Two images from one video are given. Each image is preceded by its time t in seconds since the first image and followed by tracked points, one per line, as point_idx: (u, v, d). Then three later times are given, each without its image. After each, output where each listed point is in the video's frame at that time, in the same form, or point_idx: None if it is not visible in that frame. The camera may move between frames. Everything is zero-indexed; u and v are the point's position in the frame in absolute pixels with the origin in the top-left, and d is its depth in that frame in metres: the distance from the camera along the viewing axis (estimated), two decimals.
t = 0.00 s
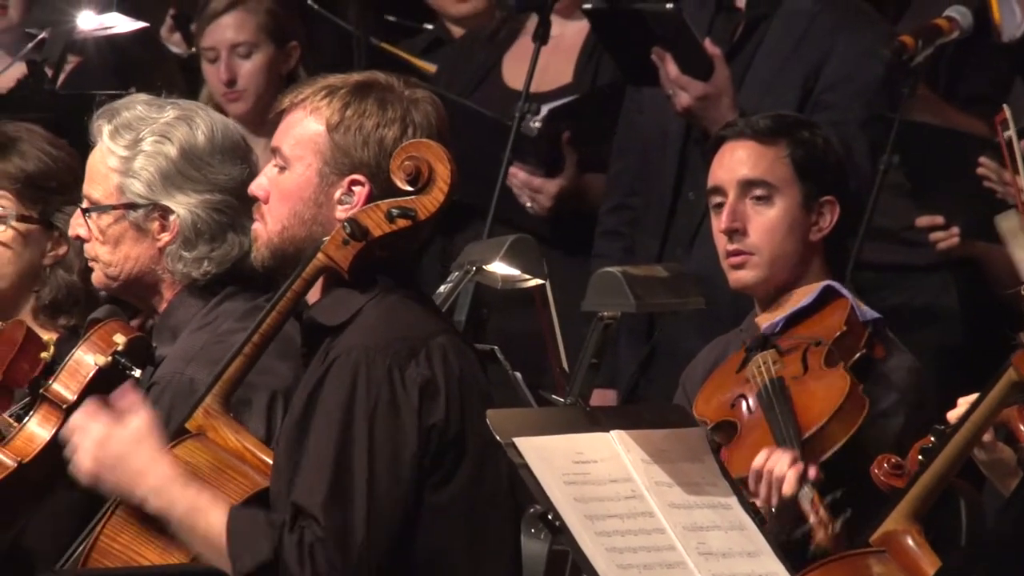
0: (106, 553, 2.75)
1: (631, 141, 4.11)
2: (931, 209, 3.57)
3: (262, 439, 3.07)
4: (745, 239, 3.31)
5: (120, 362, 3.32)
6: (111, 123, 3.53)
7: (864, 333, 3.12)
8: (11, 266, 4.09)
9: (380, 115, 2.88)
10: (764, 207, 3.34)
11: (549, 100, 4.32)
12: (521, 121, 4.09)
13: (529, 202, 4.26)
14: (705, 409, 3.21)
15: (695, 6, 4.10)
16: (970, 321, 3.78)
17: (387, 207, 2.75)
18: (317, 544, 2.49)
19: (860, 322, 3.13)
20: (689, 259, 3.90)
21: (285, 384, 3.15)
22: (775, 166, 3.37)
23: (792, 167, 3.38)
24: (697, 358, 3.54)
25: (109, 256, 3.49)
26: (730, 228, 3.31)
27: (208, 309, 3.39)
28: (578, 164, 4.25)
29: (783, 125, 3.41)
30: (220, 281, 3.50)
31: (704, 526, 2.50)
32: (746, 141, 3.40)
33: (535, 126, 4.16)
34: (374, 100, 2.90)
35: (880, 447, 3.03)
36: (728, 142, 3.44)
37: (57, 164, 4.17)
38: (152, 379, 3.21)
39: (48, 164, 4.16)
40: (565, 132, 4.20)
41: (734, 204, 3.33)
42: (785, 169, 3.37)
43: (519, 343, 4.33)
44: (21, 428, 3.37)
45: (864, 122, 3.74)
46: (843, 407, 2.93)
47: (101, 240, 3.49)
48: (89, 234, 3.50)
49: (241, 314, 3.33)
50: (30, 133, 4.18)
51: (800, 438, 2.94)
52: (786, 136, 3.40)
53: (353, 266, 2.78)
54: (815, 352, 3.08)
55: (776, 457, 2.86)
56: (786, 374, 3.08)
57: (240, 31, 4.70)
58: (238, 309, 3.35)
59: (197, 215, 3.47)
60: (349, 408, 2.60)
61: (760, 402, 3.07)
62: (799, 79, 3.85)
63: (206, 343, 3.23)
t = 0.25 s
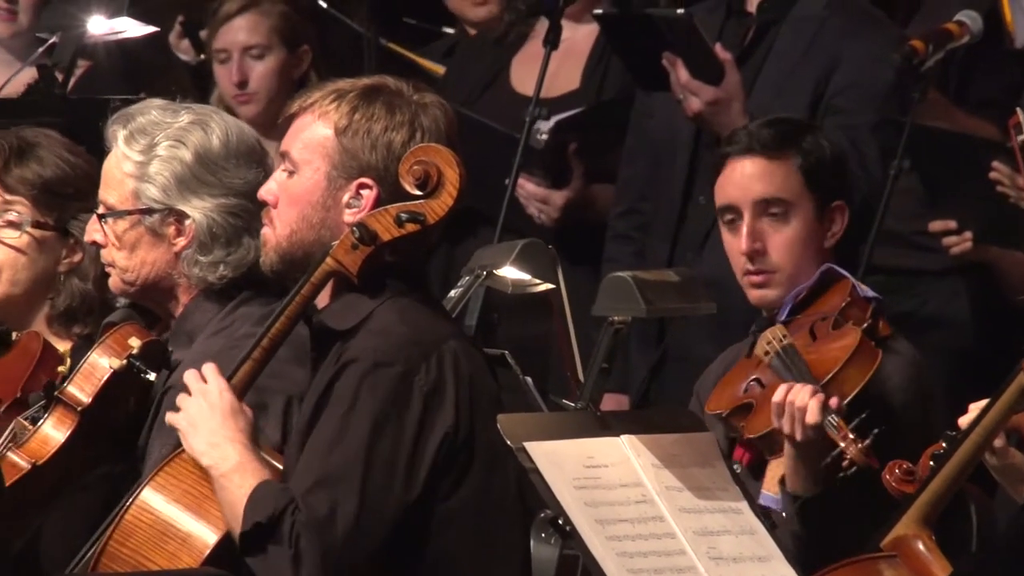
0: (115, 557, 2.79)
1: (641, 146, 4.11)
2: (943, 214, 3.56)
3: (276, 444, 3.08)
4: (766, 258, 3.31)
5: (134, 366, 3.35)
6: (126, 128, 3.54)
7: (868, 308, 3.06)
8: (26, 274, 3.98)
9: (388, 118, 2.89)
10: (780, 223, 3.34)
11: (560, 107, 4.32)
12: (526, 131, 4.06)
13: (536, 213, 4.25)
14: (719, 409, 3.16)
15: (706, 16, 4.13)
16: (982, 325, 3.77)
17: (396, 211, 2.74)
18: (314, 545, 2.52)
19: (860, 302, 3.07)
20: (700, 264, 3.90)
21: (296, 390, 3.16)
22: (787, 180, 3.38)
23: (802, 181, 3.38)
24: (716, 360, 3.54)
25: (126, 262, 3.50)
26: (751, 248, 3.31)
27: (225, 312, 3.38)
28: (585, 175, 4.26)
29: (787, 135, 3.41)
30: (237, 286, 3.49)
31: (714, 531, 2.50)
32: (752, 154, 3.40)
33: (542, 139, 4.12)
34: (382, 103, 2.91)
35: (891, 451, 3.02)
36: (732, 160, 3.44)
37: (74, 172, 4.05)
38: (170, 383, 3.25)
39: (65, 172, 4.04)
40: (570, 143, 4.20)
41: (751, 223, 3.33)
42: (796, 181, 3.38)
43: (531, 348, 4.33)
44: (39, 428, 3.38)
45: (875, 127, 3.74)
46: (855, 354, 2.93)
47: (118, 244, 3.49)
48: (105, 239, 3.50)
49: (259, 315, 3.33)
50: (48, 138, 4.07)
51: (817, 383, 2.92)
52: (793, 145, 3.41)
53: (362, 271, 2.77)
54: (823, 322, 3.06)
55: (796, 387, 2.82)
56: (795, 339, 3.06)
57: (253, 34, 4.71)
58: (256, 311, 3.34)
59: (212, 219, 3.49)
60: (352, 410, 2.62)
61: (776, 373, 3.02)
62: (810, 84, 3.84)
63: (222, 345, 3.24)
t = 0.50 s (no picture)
0: (124, 559, 2.82)
1: (652, 149, 4.11)
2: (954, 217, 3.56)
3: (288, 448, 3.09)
4: (785, 269, 3.31)
5: (152, 353, 3.39)
6: (150, 127, 3.58)
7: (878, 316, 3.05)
8: (38, 282, 3.92)
9: (396, 121, 2.88)
10: (793, 231, 3.35)
11: (571, 111, 4.32)
12: (540, 137, 4.02)
13: (548, 221, 4.25)
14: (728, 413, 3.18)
15: (717, 20, 4.13)
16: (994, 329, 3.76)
17: (404, 212, 2.74)
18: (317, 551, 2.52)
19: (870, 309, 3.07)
20: (711, 267, 3.90)
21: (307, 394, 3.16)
22: (799, 190, 3.39)
23: (812, 188, 3.40)
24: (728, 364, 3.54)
25: (146, 262, 3.51)
26: (770, 261, 3.31)
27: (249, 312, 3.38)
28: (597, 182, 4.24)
29: (787, 144, 3.42)
30: (259, 287, 3.47)
31: (726, 534, 2.50)
32: (759, 166, 3.41)
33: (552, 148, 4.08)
34: (391, 106, 2.90)
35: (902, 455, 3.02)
36: (738, 173, 3.44)
37: (86, 177, 4.01)
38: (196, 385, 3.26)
39: (77, 178, 4.00)
40: (581, 152, 4.17)
41: (766, 235, 3.33)
42: (807, 191, 3.39)
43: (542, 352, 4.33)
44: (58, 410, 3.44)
45: (886, 130, 3.73)
46: (859, 360, 2.94)
47: (138, 242, 3.51)
48: (127, 236, 3.53)
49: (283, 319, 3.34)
50: (60, 144, 4.03)
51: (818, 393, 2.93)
52: (799, 152, 3.42)
53: (370, 272, 2.77)
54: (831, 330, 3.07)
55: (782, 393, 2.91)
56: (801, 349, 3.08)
57: (264, 34, 4.71)
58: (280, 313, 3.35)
59: (232, 218, 3.49)
60: (358, 411, 2.61)
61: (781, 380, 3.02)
62: (822, 88, 3.83)
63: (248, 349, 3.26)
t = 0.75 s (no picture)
0: (130, 561, 2.81)
1: (662, 154, 4.11)
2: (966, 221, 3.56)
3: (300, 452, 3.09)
4: (795, 276, 3.31)
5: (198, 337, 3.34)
6: (177, 127, 3.59)
7: (890, 319, 3.06)
8: (41, 285, 3.83)
9: (402, 122, 2.85)
10: (804, 239, 3.34)
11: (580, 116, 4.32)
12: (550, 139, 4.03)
13: (559, 225, 4.26)
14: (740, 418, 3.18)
15: (727, 24, 4.13)
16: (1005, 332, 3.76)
17: (409, 213, 2.72)
18: (322, 560, 2.52)
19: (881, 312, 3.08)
20: (722, 272, 3.90)
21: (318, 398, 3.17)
22: (807, 196, 3.38)
23: (822, 194, 3.39)
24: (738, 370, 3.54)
25: (170, 262, 3.53)
26: (780, 268, 3.31)
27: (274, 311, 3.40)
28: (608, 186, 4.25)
29: (798, 150, 3.42)
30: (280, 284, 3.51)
31: (736, 538, 2.49)
32: (769, 172, 3.41)
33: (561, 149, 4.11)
34: (397, 107, 2.87)
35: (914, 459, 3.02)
36: (748, 180, 3.44)
37: (86, 179, 3.94)
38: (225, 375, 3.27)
39: (76, 180, 3.93)
40: (592, 155, 4.18)
41: (777, 243, 3.33)
42: (816, 197, 3.39)
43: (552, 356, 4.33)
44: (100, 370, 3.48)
45: (898, 134, 3.73)
46: (865, 364, 2.95)
47: (162, 242, 3.52)
48: (152, 236, 3.54)
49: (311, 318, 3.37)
50: (59, 146, 3.96)
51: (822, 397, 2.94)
52: (808, 157, 3.42)
53: (377, 273, 2.75)
54: (839, 334, 3.07)
55: (784, 391, 2.93)
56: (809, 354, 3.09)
57: (273, 35, 4.71)
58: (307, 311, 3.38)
59: (253, 214, 3.51)
60: (361, 414, 2.60)
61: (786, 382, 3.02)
62: (833, 91, 3.83)
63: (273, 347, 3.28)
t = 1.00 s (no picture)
0: (139, 565, 2.81)
1: (669, 156, 4.11)
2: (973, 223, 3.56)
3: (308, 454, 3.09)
4: (801, 279, 3.31)
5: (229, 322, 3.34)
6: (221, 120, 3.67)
7: (896, 322, 3.06)
8: (37, 280, 3.83)
9: (406, 123, 2.85)
10: (810, 243, 3.34)
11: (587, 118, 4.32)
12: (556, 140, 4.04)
13: (560, 226, 4.23)
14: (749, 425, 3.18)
15: (735, 25, 4.13)
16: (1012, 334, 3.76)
17: (418, 217, 2.72)
18: (332, 558, 2.50)
19: (889, 313, 3.07)
20: (729, 274, 3.89)
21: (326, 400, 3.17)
22: (813, 198, 3.38)
23: (827, 196, 3.39)
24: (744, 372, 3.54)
25: (190, 253, 3.58)
26: (786, 271, 3.31)
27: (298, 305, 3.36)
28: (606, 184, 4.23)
29: (805, 153, 3.42)
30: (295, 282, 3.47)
31: (743, 540, 2.50)
32: (775, 175, 3.41)
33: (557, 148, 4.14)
34: (401, 109, 2.87)
35: (922, 461, 3.02)
36: (755, 182, 3.43)
37: (72, 173, 3.94)
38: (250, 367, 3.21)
39: (63, 175, 3.92)
40: (589, 153, 4.17)
41: (783, 245, 3.33)
42: (822, 199, 3.38)
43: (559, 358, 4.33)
44: (134, 327, 3.54)
45: (905, 136, 3.73)
46: (873, 369, 2.93)
47: (185, 231, 3.56)
48: (179, 227, 3.59)
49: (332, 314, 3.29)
50: (45, 145, 3.95)
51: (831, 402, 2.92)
52: (815, 160, 3.42)
53: (385, 276, 2.74)
54: (847, 337, 3.05)
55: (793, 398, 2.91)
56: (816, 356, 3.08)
57: (282, 37, 4.72)
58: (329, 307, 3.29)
59: (270, 211, 3.50)
60: (372, 416, 2.60)
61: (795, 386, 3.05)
62: (840, 92, 3.83)
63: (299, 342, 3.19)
